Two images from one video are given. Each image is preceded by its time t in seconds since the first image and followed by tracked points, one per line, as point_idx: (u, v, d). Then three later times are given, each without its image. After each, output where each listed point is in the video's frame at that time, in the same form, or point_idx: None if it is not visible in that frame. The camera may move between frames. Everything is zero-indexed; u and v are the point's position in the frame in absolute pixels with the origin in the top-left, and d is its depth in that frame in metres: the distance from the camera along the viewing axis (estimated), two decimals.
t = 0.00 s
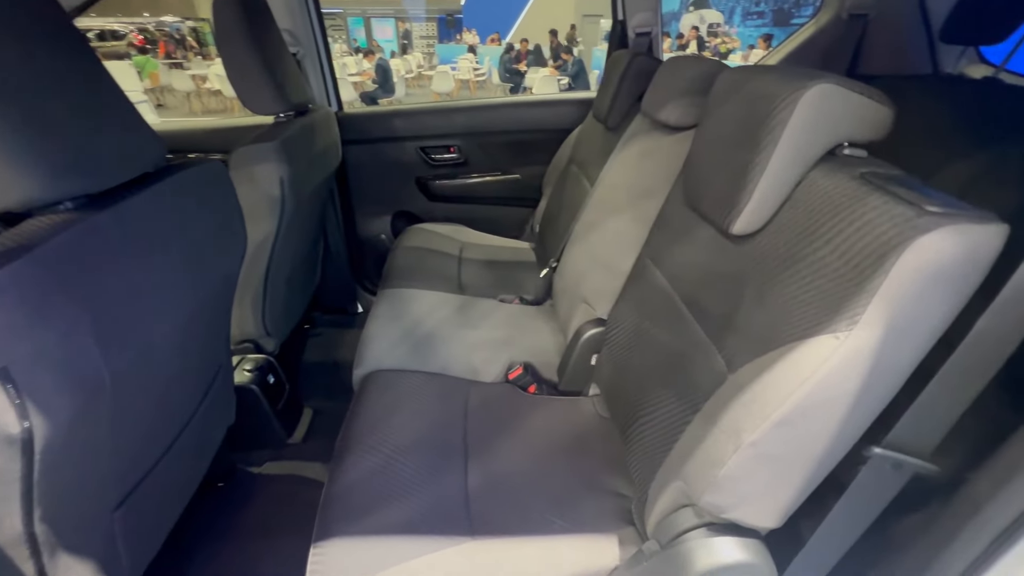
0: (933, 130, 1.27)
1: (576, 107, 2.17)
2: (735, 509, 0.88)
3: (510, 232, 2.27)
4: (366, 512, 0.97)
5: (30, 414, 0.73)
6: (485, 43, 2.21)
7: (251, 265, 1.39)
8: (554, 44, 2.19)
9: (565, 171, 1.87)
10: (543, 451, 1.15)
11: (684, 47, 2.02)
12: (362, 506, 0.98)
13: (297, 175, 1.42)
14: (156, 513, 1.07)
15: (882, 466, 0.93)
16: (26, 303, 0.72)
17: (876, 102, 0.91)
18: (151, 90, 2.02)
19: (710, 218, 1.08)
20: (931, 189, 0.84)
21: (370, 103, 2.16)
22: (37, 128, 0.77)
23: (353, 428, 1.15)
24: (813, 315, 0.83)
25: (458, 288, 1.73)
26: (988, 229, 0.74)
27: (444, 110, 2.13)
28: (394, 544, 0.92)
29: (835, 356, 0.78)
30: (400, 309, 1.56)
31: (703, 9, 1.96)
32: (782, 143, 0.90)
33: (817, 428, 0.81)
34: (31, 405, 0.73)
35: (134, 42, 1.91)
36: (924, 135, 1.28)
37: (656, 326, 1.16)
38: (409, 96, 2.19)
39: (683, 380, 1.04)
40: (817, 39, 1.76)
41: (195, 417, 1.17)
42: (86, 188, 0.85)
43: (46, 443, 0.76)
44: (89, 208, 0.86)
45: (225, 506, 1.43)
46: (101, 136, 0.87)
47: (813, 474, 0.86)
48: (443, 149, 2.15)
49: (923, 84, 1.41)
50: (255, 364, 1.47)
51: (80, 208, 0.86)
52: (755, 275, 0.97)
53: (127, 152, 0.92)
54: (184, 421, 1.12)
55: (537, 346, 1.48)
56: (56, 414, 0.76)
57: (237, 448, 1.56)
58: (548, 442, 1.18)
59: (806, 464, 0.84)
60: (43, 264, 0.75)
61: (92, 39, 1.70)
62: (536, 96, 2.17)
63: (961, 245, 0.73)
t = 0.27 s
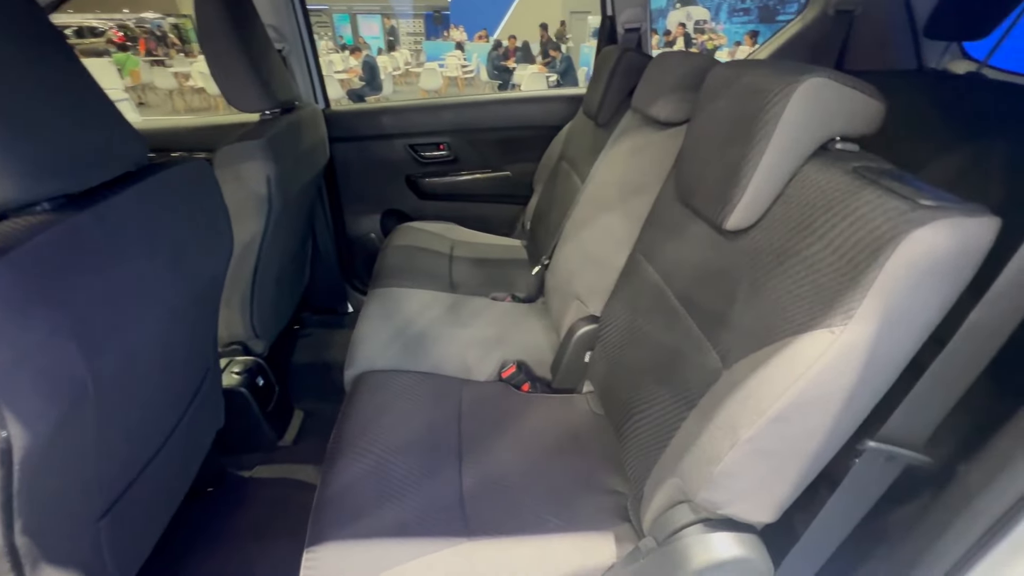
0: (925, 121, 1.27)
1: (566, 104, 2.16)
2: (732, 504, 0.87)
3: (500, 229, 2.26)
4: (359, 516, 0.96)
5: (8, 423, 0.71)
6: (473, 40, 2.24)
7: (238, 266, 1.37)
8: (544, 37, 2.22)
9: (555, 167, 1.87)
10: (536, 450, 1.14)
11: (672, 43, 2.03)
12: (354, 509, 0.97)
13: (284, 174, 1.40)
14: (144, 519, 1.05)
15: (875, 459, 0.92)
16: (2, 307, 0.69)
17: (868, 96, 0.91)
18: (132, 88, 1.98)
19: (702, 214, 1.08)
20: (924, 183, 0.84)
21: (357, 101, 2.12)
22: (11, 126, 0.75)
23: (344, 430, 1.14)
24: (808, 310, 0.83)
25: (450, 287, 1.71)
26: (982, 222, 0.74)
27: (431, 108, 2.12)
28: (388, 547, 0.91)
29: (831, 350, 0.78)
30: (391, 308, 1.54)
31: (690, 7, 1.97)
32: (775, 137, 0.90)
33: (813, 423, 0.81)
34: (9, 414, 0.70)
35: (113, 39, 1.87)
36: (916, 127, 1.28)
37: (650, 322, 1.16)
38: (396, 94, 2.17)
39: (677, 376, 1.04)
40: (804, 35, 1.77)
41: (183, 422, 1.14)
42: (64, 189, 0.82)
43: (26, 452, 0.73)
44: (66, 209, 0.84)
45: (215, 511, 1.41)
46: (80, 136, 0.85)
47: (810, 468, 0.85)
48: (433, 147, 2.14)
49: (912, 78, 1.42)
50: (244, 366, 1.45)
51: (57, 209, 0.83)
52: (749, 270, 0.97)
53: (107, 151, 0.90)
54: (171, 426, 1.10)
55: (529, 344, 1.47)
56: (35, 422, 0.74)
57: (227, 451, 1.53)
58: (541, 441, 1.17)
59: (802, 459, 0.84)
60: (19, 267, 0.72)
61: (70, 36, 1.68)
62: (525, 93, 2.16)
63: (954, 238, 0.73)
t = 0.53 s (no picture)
0: (910, 113, 1.28)
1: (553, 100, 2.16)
2: (725, 498, 0.87)
3: (489, 226, 2.26)
4: (350, 519, 0.94)
5: None
6: (458, 37, 2.25)
7: (222, 267, 1.35)
8: (530, 33, 2.19)
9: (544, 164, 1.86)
10: (527, 449, 1.14)
11: (657, 39, 2.02)
12: (344, 512, 0.95)
13: (268, 172, 1.38)
14: (130, 526, 1.03)
15: (864, 450, 0.92)
16: None
17: (854, 90, 0.91)
18: (110, 86, 1.95)
19: (691, 208, 1.09)
20: (911, 175, 0.84)
21: (342, 97, 2.11)
22: None
23: (334, 431, 1.13)
24: (798, 304, 0.83)
25: (439, 285, 1.71)
26: (968, 214, 0.73)
27: (418, 105, 2.10)
28: (378, 550, 0.90)
29: (822, 344, 0.78)
30: (380, 308, 1.52)
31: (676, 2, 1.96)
32: (763, 132, 0.90)
33: (803, 416, 0.81)
34: None
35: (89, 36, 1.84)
36: (902, 118, 1.29)
37: (640, 318, 1.16)
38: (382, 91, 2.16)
39: (669, 371, 1.04)
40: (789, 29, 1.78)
41: (167, 426, 1.13)
42: (36, 190, 0.80)
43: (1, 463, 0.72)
44: (40, 210, 0.81)
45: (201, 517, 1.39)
46: (54, 136, 0.83)
47: (801, 462, 0.86)
48: (420, 144, 2.12)
49: (894, 72, 1.44)
50: (230, 369, 1.44)
51: (30, 210, 0.81)
52: (738, 265, 0.97)
53: (82, 152, 0.88)
54: (156, 430, 1.09)
55: (519, 341, 1.47)
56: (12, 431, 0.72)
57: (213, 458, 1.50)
58: (532, 440, 1.16)
59: (794, 452, 0.84)
60: None
61: (43, 32, 1.64)
62: (512, 89, 2.15)
63: (942, 231, 0.73)
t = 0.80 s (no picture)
0: (894, 107, 1.29)
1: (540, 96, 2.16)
2: (715, 492, 0.88)
3: (477, 223, 2.25)
4: (340, 520, 0.94)
5: None
6: (444, 33, 2.16)
7: (205, 267, 1.34)
8: (517, 27, 2.15)
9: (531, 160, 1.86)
10: (517, 446, 1.14)
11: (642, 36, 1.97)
12: (334, 514, 0.95)
13: (251, 170, 1.36)
14: (116, 530, 1.02)
15: (850, 441, 0.92)
16: None
17: (838, 83, 0.91)
18: (87, 84, 1.93)
19: (677, 203, 1.09)
20: (894, 169, 0.85)
21: (327, 95, 2.11)
22: None
23: (323, 432, 1.12)
24: (784, 298, 0.83)
25: (428, 284, 1.70)
26: (951, 206, 0.74)
27: (405, 102, 2.09)
28: (368, 551, 0.89)
29: (808, 337, 0.78)
30: (369, 307, 1.52)
31: None
32: (748, 126, 0.91)
33: (790, 408, 0.82)
34: None
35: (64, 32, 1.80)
36: (887, 113, 1.30)
37: (629, 313, 1.16)
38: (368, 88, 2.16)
39: (658, 366, 1.04)
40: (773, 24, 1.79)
41: (152, 429, 1.11)
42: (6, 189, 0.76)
43: None
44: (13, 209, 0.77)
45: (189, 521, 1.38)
46: (27, 136, 0.80)
47: (789, 454, 0.86)
48: (406, 142, 2.11)
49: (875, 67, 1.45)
50: (215, 372, 1.42)
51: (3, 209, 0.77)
52: (725, 259, 0.97)
53: (57, 151, 0.85)
54: (142, 433, 1.07)
55: (508, 338, 1.46)
56: None
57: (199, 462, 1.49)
58: (522, 437, 1.16)
59: (782, 444, 0.85)
60: None
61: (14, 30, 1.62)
62: (498, 86, 2.15)
63: (924, 224, 0.73)
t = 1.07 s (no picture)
0: (875, 102, 1.31)
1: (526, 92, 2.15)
2: (703, 485, 0.89)
3: (464, 220, 2.24)
4: (329, 522, 0.94)
5: None
6: (430, 29, 2.13)
7: (188, 267, 1.32)
8: (503, 23, 2.15)
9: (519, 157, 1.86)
10: (505, 444, 1.14)
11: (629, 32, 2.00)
12: (324, 515, 0.95)
13: (234, 168, 1.35)
14: (101, 535, 1.01)
15: (833, 433, 0.94)
16: None
17: (819, 80, 0.92)
18: (64, 82, 1.90)
19: (664, 200, 1.09)
20: (875, 164, 0.86)
21: (312, 92, 2.09)
22: None
23: (311, 433, 1.12)
24: (769, 293, 0.84)
25: (417, 283, 1.69)
26: (929, 201, 0.75)
27: (391, 99, 2.08)
28: (358, 554, 0.89)
29: (792, 332, 0.79)
30: (358, 306, 1.51)
31: None
32: (732, 123, 0.91)
33: (775, 402, 0.83)
34: None
35: (38, 28, 1.77)
36: (869, 109, 1.31)
37: (617, 309, 1.16)
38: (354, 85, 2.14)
39: (646, 362, 1.05)
40: (756, 19, 1.80)
41: (137, 433, 1.10)
42: None
43: None
44: None
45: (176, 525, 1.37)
46: None
47: (774, 447, 0.87)
48: (393, 140, 2.10)
49: (857, 62, 1.46)
50: (201, 375, 1.40)
51: None
52: (711, 255, 0.98)
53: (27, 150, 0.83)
54: (126, 437, 1.06)
55: (497, 336, 1.47)
56: None
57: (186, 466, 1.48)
58: (511, 435, 1.16)
59: (767, 438, 0.86)
60: None
61: None
62: (485, 83, 2.14)
63: (903, 219, 0.74)
